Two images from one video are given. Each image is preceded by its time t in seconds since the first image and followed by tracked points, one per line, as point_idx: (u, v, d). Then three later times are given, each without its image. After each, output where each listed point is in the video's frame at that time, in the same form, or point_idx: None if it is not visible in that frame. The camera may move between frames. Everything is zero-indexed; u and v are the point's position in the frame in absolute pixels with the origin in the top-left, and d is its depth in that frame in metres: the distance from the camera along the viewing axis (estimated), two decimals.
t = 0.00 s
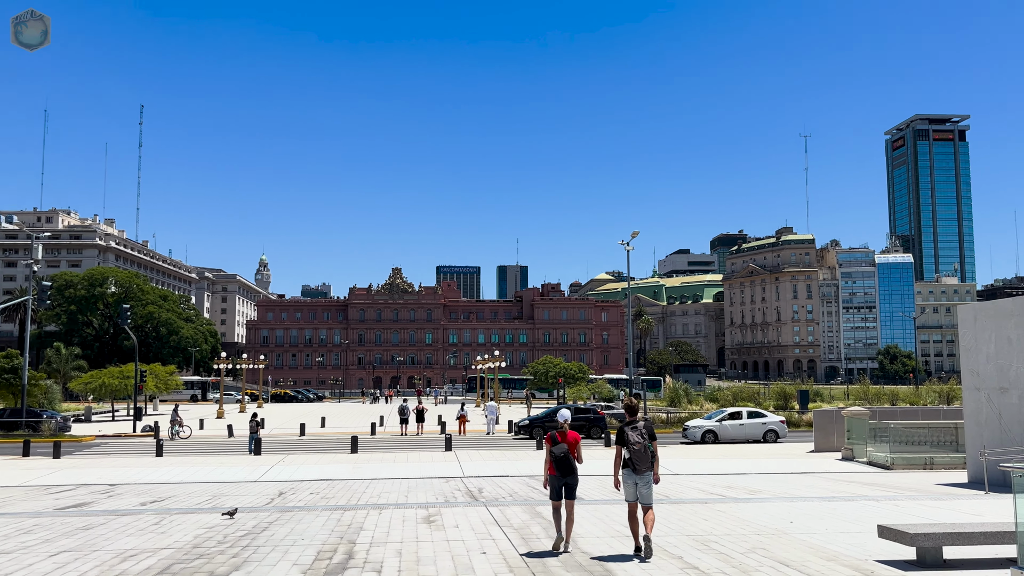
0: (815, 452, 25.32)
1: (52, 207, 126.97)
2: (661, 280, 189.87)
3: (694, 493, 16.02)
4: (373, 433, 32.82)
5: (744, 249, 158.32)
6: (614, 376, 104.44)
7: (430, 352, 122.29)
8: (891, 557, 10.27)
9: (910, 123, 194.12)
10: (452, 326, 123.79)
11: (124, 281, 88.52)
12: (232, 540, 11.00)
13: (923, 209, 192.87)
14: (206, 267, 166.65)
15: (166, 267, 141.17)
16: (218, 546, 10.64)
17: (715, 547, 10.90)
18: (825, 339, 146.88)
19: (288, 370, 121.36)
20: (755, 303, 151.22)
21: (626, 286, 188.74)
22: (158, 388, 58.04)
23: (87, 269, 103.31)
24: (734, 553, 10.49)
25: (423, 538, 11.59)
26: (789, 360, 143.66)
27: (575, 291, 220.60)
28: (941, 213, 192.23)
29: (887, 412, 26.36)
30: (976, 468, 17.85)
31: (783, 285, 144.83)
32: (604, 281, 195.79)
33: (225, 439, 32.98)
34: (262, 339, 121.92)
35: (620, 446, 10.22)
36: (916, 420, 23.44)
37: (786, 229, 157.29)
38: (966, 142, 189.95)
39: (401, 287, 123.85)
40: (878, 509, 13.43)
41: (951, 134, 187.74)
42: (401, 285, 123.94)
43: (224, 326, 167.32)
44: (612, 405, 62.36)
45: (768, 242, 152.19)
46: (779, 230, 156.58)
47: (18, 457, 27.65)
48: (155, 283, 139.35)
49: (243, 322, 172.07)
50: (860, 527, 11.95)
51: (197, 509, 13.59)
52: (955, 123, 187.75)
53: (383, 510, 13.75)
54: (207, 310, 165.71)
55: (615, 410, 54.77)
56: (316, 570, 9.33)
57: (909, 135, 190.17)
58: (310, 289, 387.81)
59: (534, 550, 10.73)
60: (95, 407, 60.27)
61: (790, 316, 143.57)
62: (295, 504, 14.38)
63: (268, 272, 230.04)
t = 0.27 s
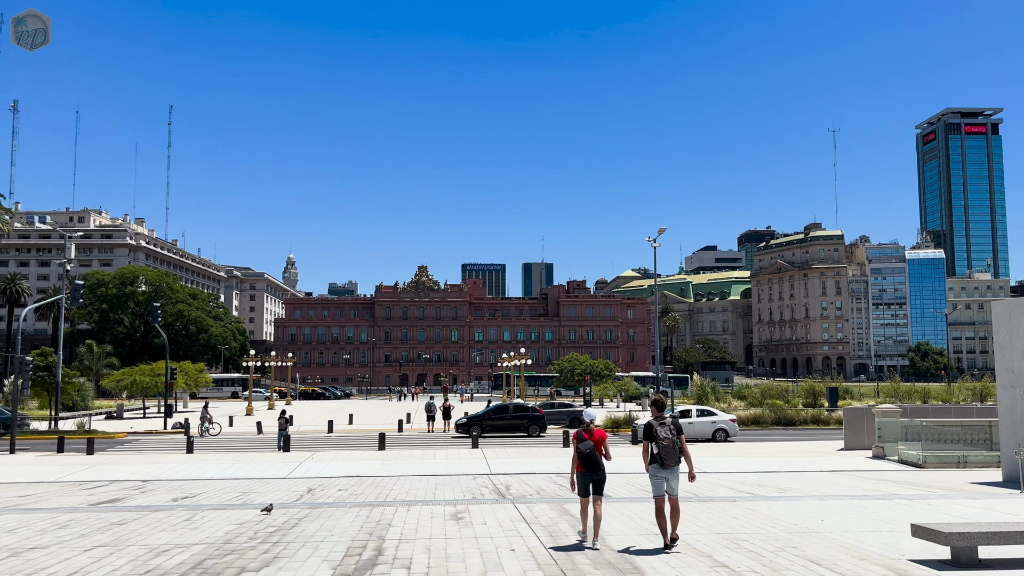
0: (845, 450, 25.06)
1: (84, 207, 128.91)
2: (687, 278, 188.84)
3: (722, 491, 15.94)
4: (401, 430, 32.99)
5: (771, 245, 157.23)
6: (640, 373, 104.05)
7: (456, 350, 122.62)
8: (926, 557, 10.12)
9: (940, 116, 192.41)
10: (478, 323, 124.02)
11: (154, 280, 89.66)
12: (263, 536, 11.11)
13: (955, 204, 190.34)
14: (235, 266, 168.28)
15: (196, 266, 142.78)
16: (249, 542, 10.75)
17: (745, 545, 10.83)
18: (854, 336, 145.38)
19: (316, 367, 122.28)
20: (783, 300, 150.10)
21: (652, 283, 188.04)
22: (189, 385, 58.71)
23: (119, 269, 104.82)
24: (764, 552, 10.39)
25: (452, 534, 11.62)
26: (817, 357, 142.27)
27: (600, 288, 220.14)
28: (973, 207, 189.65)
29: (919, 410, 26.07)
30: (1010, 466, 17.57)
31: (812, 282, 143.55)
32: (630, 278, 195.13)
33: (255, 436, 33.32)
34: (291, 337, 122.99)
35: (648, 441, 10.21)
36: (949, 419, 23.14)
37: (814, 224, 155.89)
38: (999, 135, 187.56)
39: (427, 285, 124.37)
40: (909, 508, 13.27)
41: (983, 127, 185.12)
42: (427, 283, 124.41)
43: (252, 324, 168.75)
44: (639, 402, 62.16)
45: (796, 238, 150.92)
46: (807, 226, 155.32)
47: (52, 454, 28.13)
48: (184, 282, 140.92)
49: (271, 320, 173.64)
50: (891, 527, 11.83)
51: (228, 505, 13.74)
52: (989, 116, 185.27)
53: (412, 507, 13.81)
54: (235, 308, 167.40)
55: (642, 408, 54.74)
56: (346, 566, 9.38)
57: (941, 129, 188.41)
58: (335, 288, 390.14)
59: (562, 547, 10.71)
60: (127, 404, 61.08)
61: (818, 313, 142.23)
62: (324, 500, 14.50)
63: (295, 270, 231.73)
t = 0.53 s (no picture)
0: (881, 449, 24.73)
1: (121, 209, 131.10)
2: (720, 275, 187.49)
3: (757, 490, 15.79)
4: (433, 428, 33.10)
5: (805, 242, 155.68)
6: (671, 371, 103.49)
7: (487, 349, 122.81)
8: (967, 557, 9.94)
9: (978, 110, 188.81)
10: (508, 322, 124.15)
11: (190, 280, 90.84)
12: (298, 533, 11.21)
13: (993, 198, 186.86)
14: (268, 266, 170.18)
15: (230, 266, 144.54)
16: (285, 538, 10.87)
17: (781, 545, 10.72)
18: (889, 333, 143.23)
19: (349, 366, 123.23)
20: (817, 297, 148.53)
21: (684, 281, 186.92)
22: (225, 384, 59.54)
23: (155, 269, 106.39)
24: (801, 552, 10.28)
25: (485, 532, 11.65)
26: (852, 355, 140.33)
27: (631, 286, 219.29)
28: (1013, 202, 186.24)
29: (957, 408, 25.61)
30: None
31: (846, 279, 141.70)
32: (661, 276, 194.17)
33: (288, 434, 33.64)
34: (324, 336, 124.00)
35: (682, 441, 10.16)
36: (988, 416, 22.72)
37: (848, 221, 153.75)
38: None
39: (458, 284, 124.74)
40: (948, 507, 13.06)
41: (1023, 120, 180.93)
42: (457, 281, 124.75)
43: (286, 323, 170.49)
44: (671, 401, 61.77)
45: (830, 234, 149.16)
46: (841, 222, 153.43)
47: (91, 451, 28.67)
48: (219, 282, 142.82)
49: (304, 319, 175.23)
50: (930, 527, 11.64)
51: (263, 502, 13.90)
52: None
53: (444, 505, 13.86)
54: (269, 308, 169.15)
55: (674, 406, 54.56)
56: (380, 563, 9.44)
57: (979, 122, 184.37)
58: (367, 287, 392.60)
59: (595, 546, 10.67)
60: (165, 402, 62.15)
61: (853, 310, 140.43)
62: (357, 498, 14.60)
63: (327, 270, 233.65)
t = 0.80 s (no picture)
0: (928, 449, 24.24)
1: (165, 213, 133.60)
2: (760, 272, 185.36)
3: (800, 491, 15.57)
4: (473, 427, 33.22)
5: (847, 238, 153.37)
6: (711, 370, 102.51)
7: (525, 348, 122.88)
8: (1017, 561, 9.71)
9: None
10: (546, 322, 124.03)
11: (232, 282, 92.35)
12: (340, 532, 11.31)
13: None
14: (309, 267, 172.14)
15: (271, 267, 146.55)
16: (326, 537, 10.95)
17: (824, 546, 10.57)
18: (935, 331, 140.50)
19: (388, 366, 124.14)
20: (860, 295, 146.26)
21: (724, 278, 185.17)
22: (267, 384, 60.33)
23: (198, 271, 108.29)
24: (843, 553, 10.16)
25: (525, 531, 11.65)
26: (896, 353, 137.72)
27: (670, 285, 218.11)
28: None
29: (1007, 407, 24.99)
30: None
31: (889, 276, 139.37)
32: (700, 274, 192.56)
33: (329, 434, 34.01)
34: (363, 336, 125.16)
35: (720, 438, 10.36)
36: None
37: (891, 217, 151.15)
38: None
39: (495, 284, 124.95)
40: (998, 509, 12.75)
41: None
42: (495, 281, 124.99)
43: (327, 323, 172.24)
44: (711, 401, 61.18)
45: (873, 231, 146.66)
46: (884, 218, 150.83)
47: (138, 450, 29.23)
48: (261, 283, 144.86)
49: (344, 319, 176.99)
50: (979, 529, 11.39)
51: (306, 501, 14.05)
52: None
53: (484, 504, 13.90)
54: (310, 308, 171.13)
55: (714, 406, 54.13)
56: (420, 562, 9.48)
57: None
58: (406, 286, 394.98)
59: (636, 546, 10.61)
60: (209, 402, 63.26)
61: (897, 308, 137.99)
62: (398, 497, 14.71)
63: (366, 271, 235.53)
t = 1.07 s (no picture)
0: (987, 450, 23.58)
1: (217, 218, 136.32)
2: (811, 270, 182.20)
3: (855, 493, 15.27)
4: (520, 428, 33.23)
5: (901, 235, 149.98)
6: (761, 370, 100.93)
7: (571, 349, 122.52)
8: None
9: None
10: (592, 322, 123.51)
11: (283, 285, 93.94)
12: (390, 532, 11.41)
13: None
14: (357, 270, 174.02)
15: (320, 270, 148.51)
16: (376, 537, 11.05)
17: (880, 549, 10.35)
18: (994, 329, 136.19)
19: (436, 367, 124.87)
20: (915, 292, 142.92)
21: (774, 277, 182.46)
22: (317, 386, 61.16)
23: (250, 275, 110.22)
24: (900, 556, 9.94)
25: (573, 533, 11.62)
26: (953, 352, 133.84)
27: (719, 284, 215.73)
28: None
29: None
30: None
31: (945, 272, 136.00)
32: (750, 273, 190.07)
33: (379, 435, 34.35)
34: (411, 337, 126.17)
35: (763, 440, 10.44)
36: None
37: (947, 213, 147.50)
38: None
39: (541, 284, 124.86)
40: None
41: None
42: (541, 282, 124.95)
43: (375, 325, 173.93)
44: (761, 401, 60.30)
45: (928, 227, 143.14)
46: (939, 214, 147.23)
47: (193, 451, 29.86)
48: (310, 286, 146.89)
49: (392, 321, 178.60)
50: None
51: (356, 501, 14.21)
52: None
53: (533, 506, 13.91)
54: (358, 311, 173.04)
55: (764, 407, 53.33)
56: (470, 563, 9.52)
57: None
58: (454, 287, 396.77)
59: (686, 548, 10.50)
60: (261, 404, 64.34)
61: (954, 305, 134.35)
62: (446, 497, 14.78)
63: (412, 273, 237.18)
